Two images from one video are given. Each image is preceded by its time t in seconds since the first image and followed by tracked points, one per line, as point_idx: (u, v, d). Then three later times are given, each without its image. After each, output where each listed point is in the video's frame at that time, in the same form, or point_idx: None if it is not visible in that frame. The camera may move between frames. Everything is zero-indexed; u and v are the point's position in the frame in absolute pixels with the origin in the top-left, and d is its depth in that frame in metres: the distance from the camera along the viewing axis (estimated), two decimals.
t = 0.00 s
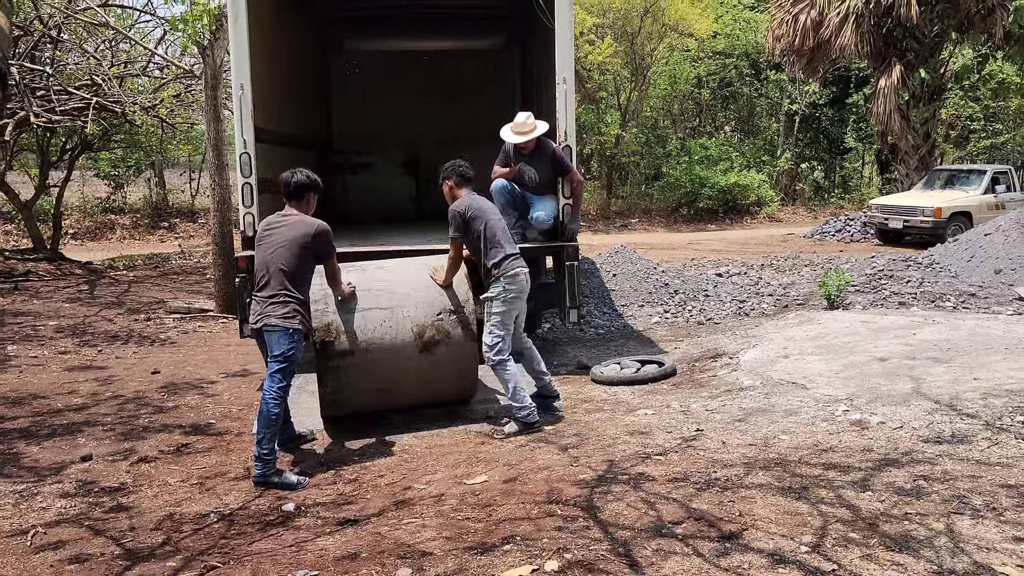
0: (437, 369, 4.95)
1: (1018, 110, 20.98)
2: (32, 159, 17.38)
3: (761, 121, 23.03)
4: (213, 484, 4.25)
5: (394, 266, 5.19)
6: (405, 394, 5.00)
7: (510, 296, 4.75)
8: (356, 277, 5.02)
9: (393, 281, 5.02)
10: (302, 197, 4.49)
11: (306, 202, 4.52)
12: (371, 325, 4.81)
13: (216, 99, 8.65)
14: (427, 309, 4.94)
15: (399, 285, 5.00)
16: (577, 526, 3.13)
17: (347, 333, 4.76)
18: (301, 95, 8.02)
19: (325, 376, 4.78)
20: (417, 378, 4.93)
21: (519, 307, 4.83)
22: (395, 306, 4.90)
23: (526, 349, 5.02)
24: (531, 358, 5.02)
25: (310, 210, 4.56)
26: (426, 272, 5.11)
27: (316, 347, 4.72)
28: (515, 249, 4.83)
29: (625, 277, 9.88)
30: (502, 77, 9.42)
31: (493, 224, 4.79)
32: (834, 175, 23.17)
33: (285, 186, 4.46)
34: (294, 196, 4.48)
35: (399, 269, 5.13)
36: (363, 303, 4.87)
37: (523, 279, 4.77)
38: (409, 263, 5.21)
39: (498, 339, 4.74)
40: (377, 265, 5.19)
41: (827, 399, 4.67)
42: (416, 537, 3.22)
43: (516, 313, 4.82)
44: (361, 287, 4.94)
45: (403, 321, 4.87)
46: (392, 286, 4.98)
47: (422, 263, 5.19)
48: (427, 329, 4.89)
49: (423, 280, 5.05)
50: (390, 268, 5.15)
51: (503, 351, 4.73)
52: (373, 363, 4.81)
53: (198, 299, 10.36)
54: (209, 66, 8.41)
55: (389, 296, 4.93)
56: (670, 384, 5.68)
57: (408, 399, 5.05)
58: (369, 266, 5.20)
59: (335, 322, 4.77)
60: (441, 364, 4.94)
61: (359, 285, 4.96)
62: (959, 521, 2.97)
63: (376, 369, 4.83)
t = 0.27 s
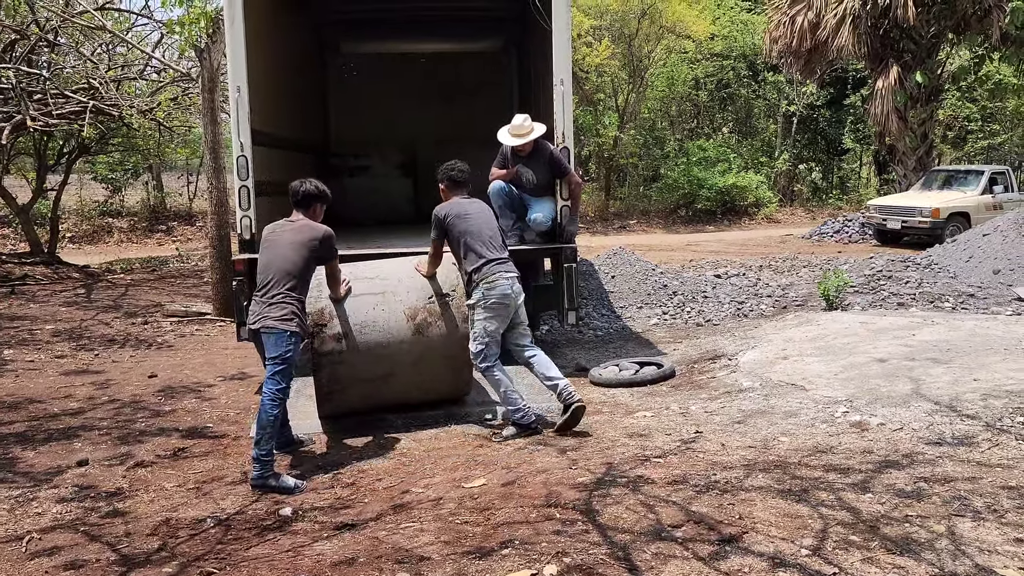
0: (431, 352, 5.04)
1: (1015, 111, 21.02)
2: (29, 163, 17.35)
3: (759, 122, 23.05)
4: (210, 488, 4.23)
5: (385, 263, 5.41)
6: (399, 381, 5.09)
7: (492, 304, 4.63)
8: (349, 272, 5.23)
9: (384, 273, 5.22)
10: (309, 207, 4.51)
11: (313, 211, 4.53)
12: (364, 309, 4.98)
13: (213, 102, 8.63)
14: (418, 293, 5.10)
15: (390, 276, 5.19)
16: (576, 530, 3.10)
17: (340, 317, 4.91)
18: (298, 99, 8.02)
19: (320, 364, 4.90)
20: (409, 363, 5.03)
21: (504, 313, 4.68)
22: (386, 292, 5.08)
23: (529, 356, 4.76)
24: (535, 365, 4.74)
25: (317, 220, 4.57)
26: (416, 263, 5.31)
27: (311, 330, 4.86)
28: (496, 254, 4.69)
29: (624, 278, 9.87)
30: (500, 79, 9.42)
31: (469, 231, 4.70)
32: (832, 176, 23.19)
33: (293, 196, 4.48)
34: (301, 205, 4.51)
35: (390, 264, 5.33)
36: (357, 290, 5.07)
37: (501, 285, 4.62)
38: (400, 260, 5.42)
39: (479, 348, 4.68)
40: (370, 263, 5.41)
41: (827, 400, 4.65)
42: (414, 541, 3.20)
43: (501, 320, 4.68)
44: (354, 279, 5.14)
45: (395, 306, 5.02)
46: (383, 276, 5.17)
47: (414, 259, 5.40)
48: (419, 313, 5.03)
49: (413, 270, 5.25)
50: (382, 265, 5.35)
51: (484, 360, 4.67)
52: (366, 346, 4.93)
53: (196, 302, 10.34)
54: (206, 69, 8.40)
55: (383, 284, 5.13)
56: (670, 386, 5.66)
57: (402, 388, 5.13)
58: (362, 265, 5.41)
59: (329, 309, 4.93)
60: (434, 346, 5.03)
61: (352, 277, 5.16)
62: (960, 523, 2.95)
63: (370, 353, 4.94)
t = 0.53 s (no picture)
0: (428, 338, 4.99)
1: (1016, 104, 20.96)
2: (27, 160, 17.28)
3: (759, 116, 22.99)
4: (207, 486, 4.18)
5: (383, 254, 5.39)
6: (397, 369, 5.01)
7: (473, 304, 4.57)
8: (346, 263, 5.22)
9: (381, 261, 5.19)
10: (309, 203, 4.47)
11: (313, 207, 4.48)
12: (360, 294, 4.94)
13: (211, 96, 8.57)
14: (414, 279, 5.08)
15: (387, 265, 5.17)
16: (578, 527, 3.06)
17: (336, 302, 4.87)
18: (296, 94, 7.95)
19: (317, 351, 4.85)
20: (406, 349, 4.96)
21: (483, 312, 4.60)
22: (382, 277, 5.06)
23: (513, 355, 4.61)
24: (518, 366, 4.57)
25: (318, 217, 4.53)
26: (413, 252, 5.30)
27: (307, 316, 4.83)
28: (478, 253, 4.63)
29: (624, 273, 9.82)
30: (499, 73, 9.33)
31: (454, 232, 4.68)
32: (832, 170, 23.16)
33: (293, 192, 4.43)
34: (301, 201, 4.46)
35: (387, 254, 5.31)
36: (353, 276, 5.04)
37: (477, 283, 4.55)
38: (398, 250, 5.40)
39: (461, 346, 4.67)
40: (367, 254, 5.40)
41: (831, 395, 4.60)
42: (413, 539, 3.15)
43: (481, 319, 4.61)
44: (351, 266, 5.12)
45: (392, 290, 4.99)
46: (380, 264, 5.15)
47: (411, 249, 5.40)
48: (415, 297, 4.99)
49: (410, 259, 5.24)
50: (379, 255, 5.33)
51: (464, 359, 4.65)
52: (362, 331, 4.87)
53: (194, 298, 10.29)
54: (203, 63, 8.33)
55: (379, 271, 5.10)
56: (671, 381, 5.62)
57: (400, 376, 5.06)
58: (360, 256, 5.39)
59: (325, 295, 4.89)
60: (431, 331, 4.99)
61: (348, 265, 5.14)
62: (968, 518, 2.90)
63: (367, 338, 4.88)
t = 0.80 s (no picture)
0: (425, 330, 4.90)
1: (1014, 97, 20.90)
2: (20, 156, 17.14)
3: (756, 109, 22.90)
4: (201, 485, 4.09)
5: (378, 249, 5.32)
6: (395, 363, 4.92)
7: (458, 313, 4.43)
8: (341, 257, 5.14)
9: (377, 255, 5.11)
10: (304, 199, 4.37)
11: (308, 203, 4.39)
12: (356, 287, 4.85)
13: (204, 90, 8.45)
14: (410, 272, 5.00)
15: (383, 258, 5.09)
16: (582, 527, 2.98)
17: (332, 294, 4.78)
18: (290, 87, 7.83)
19: (313, 345, 4.75)
20: (404, 341, 4.87)
21: (469, 321, 4.46)
22: (378, 270, 4.97)
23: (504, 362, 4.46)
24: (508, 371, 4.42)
25: (313, 213, 4.43)
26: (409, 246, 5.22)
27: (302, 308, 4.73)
28: (462, 261, 4.50)
29: (624, 267, 9.73)
30: (496, 65, 9.21)
31: (441, 242, 4.60)
32: (829, 164, 22.99)
33: (288, 188, 4.34)
34: (296, 197, 4.36)
35: (383, 249, 5.24)
36: (348, 270, 4.96)
37: (460, 292, 4.41)
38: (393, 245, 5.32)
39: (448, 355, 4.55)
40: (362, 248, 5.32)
41: (836, 390, 4.52)
42: (412, 540, 3.07)
43: (467, 328, 4.47)
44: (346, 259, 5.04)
45: (388, 283, 4.91)
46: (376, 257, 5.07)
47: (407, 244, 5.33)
48: (412, 290, 4.92)
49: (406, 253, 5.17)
50: (374, 250, 5.25)
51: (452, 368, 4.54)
52: (359, 324, 4.78)
53: (189, 294, 10.18)
54: (196, 56, 8.21)
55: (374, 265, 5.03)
56: (673, 376, 5.53)
57: (397, 370, 4.96)
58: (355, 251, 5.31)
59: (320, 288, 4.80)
60: (428, 324, 4.90)
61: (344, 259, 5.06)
62: (983, 517, 2.82)
63: (363, 331, 4.79)
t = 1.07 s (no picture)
0: (422, 331, 4.79)
1: (1008, 95, 20.88)
2: (8, 157, 16.94)
3: (750, 108, 22.81)
4: (192, 493, 3.96)
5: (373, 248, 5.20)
6: (392, 364, 4.80)
7: (449, 318, 4.32)
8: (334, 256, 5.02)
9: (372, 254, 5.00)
10: (295, 198, 4.24)
11: (300, 202, 4.26)
12: (351, 287, 4.73)
13: (194, 88, 8.30)
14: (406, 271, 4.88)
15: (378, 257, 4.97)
16: (590, 536, 2.86)
17: (327, 295, 4.66)
18: (282, 87, 7.72)
19: (307, 346, 4.63)
20: (400, 342, 4.75)
21: (460, 326, 4.34)
22: (374, 270, 4.86)
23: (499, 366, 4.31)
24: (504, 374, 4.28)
25: (304, 212, 4.31)
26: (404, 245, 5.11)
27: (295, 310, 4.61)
28: (453, 266, 4.39)
29: (621, 266, 9.61)
30: (491, 63, 9.09)
31: (432, 246, 4.50)
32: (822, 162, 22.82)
33: (279, 186, 4.21)
34: (287, 196, 4.24)
35: (377, 248, 5.12)
36: (343, 270, 4.84)
37: (450, 297, 4.30)
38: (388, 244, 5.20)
39: (440, 362, 4.43)
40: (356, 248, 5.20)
41: (844, 390, 4.42)
42: (413, 551, 2.95)
43: (458, 334, 4.35)
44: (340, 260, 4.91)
45: (384, 283, 4.79)
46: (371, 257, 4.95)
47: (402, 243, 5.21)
48: (408, 290, 4.80)
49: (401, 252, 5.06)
50: (369, 249, 5.14)
51: (445, 375, 4.40)
52: (354, 325, 4.66)
53: (180, 296, 10.03)
54: (186, 54, 8.07)
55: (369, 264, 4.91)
56: (675, 377, 5.42)
57: (394, 372, 4.84)
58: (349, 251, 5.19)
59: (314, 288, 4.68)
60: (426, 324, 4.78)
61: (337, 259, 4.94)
62: (1006, 523, 2.72)
63: (359, 332, 4.67)
